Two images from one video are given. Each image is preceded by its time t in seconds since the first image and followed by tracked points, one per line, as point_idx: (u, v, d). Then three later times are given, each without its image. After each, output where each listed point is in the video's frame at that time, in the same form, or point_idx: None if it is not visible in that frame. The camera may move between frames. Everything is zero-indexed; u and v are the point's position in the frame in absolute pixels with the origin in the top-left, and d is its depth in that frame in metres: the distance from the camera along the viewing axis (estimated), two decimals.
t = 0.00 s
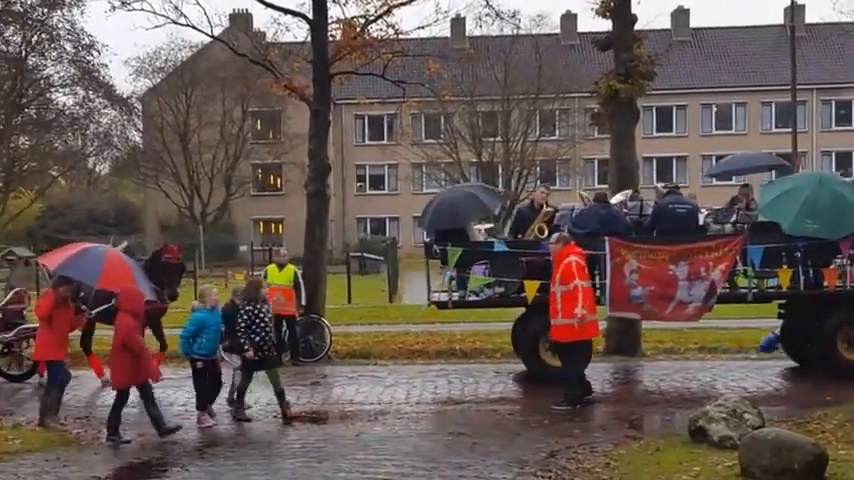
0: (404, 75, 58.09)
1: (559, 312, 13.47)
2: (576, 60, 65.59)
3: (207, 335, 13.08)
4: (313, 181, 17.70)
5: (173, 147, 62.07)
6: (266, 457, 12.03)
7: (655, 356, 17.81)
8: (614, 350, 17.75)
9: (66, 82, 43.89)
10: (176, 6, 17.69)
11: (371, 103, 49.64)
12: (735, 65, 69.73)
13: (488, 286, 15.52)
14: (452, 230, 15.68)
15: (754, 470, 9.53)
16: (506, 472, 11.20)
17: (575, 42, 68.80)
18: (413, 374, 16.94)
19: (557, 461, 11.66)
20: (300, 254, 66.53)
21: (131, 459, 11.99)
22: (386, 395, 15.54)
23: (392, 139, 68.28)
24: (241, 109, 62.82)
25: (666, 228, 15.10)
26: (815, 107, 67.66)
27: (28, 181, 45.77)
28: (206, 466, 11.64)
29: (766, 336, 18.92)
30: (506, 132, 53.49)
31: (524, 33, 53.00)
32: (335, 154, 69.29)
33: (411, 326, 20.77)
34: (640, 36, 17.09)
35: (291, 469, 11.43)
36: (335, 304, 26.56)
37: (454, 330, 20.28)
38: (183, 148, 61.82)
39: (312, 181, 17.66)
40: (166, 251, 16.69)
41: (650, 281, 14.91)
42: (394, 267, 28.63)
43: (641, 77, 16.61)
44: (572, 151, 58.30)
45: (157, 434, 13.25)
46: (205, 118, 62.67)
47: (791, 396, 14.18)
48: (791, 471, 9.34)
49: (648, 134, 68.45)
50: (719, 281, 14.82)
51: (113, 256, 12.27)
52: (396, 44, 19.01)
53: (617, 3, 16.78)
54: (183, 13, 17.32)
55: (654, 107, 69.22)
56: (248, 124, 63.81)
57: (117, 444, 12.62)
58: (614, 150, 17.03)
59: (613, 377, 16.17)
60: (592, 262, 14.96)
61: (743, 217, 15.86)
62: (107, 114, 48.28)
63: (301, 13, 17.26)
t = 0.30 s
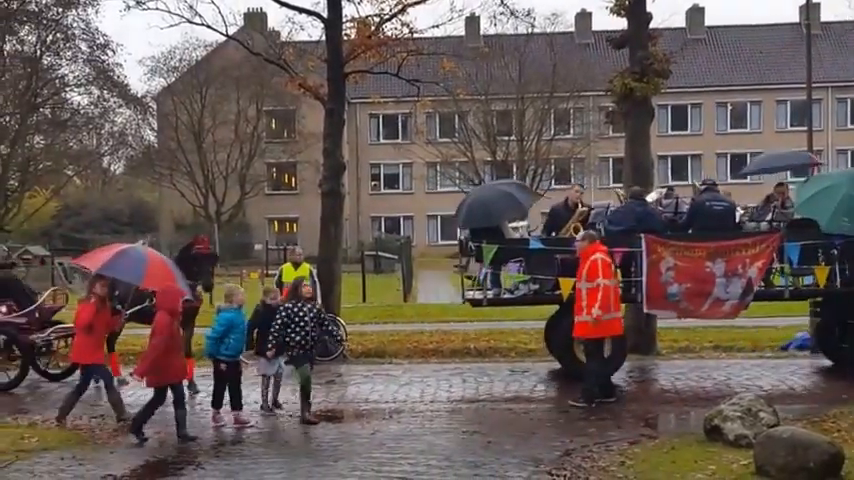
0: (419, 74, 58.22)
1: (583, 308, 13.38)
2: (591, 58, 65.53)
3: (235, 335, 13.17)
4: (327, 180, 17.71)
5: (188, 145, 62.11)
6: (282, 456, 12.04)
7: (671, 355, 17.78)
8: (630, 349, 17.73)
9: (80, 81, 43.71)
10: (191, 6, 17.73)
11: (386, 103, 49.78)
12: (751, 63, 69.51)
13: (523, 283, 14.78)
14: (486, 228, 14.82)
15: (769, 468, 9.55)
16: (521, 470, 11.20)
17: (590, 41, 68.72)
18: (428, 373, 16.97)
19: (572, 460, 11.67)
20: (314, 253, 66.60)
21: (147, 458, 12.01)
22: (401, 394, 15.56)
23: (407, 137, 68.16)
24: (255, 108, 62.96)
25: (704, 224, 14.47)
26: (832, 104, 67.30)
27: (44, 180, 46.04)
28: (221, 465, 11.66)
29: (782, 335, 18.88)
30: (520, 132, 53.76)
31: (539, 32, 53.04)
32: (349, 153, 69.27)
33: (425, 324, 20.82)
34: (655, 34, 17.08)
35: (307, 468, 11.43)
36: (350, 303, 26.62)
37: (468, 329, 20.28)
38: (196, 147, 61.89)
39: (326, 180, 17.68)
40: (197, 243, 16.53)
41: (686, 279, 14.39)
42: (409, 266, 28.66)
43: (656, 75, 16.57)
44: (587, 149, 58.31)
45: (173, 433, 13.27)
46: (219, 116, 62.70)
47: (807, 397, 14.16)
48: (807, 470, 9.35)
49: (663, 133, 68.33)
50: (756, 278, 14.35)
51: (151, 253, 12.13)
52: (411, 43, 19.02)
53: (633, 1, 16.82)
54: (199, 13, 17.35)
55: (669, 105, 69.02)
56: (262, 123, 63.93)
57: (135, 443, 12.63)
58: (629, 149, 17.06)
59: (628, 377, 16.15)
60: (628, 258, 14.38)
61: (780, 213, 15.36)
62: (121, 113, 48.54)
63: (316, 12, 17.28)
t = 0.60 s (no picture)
0: (432, 73, 58.23)
1: (604, 304, 13.35)
2: (604, 57, 65.40)
3: (265, 333, 13.22)
4: (340, 179, 17.73)
5: (202, 144, 62.06)
6: (296, 454, 12.05)
7: (683, 353, 17.79)
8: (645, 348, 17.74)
9: (94, 81, 43.76)
10: (204, 5, 17.75)
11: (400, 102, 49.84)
12: (765, 62, 69.28)
13: (556, 281, 14.71)
14: (520, 225, 14.69)
15: (784, 467, 9.56)
16: (535, 469, 11.18)
17: (603, 40, 68.65)
18: (442, 371, 17.00)
19: (585, 458, 11.65)
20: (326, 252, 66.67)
21: (161, 456, 12.01)
22: (415, 392, 15.57)
23: (420, 136, 68.08)
24: (268, 108, 63.01)
25: (740, 221, 14.42)
26: (847, 103, 67.07)
27: (57, 179, 46.05)
28: (235, 463, 11.67)
29: (795, 334, 18.89)
30: (534, 130, 53.85)
31: (552, 31, 53.00)
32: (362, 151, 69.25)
33: (438, 323, 20.86)
34: (669, 33, 17.09)
35: (321, 466, 11.45)
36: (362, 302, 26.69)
37: (480, 327, 20.31)
38: (209, 145, 61.89)
39: (340, 179, 17.69)
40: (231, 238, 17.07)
41: (721, 276, 14.35)
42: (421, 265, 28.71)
43: (670, 73, 16.52)
44: (600, 148, 58.39)
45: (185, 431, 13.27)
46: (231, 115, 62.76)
47: (821, 397, 14.13)
48: (821, 469, 9.37)
49: (676, 131, 68.27)
50: (793, 276, 14.24)
51: (194, 243, 12.72)
52: (424, 41, 19.01)
53: None
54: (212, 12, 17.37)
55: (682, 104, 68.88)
56: (276, 122, 64.00)
57: (149, 442, 12.65)
58: (643, 148, 17.09)
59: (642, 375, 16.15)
60: (663, 256, 14.33)
61: (814, 213, 15.29)
62: (135, 112, 48.56)
63: (329, 11, 17.30)
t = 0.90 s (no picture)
0: (444, 72, 58.33)
1: (623, 302, 13.41)
2: (616, 56, 65.36)
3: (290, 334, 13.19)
4: (351, 178, 17.74)
5: (213, 143, 62.08)
6: (307, 453, 12.02)
7: (696, 353, 17.75)
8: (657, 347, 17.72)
9: (106, 80, 43.95)
10: (215, 4, 17.77)
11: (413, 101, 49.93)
12: (778, 60, 69.10)
13: (588, 279, 14.70)
14: (553, 223, 14.80)
15: (796, 466, 9.54)
16: (547, 467, 11.13)
17: (615, 38, 68.62)
18: (454, 370, 16.99)
19: (597, 457, 11.60)
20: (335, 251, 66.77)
21: (172, 454, 11.99)
22: (427, 392, 15.56)
23: (432, 135, 68.03)
24: (279, 107, 63.12)
25: (774, 220, 14.38)
26: None
27: (68, 178, 46.08)
28: (247, 461, 11.63)
29: (808, 333, 18.86)
30: (545, 129, 54.05)
31: (564, 29, 53.06)
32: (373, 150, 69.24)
33: (449, 322, 20.87)
34: (681, 32, 17.08)
35: (332, 464, 11.41)
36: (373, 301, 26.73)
37: (492, 327, 20.31)
38: (220, 144, 61.96)
39: (351, 178, 17.68)
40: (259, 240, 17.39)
41: (756, 275, 14.32)
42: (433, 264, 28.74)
43: (682, 72, 16.51)
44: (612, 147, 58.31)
45: (197, 430, 13.25)
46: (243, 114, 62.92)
47: (834, 396, 14.10)
48: (833, 467, 9.37)
49: (688, 130, 68.18)
50: (827, 275, 14.26)
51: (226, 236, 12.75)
52: (435, 40, 19.00)
53: None
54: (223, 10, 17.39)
55: (694, 103, 68.73)
56: (288, 121, 64.05)
57: (160, 441, 12.62)
58: (655, 145, 17.15)
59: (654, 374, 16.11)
60: (696, 254, 14.38)
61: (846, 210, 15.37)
62: (147, 111, 48.92)
63: (340, 10, 17.32)
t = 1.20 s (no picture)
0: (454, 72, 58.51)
1: (648, 303, 13.54)
2: (627, 55, 65.38)
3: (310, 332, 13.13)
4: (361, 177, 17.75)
5: (223, 143, 62.11)
6: (316, 451, 12.00)
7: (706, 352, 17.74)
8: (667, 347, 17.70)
9: (116, 79, 44.04)
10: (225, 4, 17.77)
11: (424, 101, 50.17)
12: (788, 59, 69.02)
13: (618, 278, 14.68)
14: (584, 222, 14.82)
15: (806, 464, 9.54)
16: (556, 467, 11.12)
17: (625, 37, 68.69)
18: (463, 370, 16.99)
19: (607, 456, 11.58)
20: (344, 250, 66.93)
21: (181, 453, 11.97)
22: (436, 391, 15.55)
23: (441, 135, 68.01)
24: (289, 106, 63.21)
25: (807, 219, 14.42)
26: None
27: (78, 178, 46.17)
28: (257, 460, 11.62)
29: (818, 333, 18.82)
30: (555, 128, 54.50)
31: (573, 28, 53.30)
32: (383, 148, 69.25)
33: (458, 321, 20.89)
34: (691, 30, 17.07)
35: (342, 463, 11.40)
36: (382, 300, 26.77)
37: (501, 326, 20.32)
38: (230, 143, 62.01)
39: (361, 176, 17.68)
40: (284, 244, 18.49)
41: (788, 275, 14.37)
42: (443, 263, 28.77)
43: (692, 72, 16.49)
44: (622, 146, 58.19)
45: (206, 429, 13.23)
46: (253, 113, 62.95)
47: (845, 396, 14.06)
48: (843, 466, 9.36)
49: (698, 129, 68.17)
50: None
51: (247, 227, 12.91)
52: (445, 39, 19.00)
53: None
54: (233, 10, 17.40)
55: (704, 102, 68.66)
56: (297, 120, 64.16)
57: (169, 440, 12.61)
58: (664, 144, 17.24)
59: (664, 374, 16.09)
60: (728, 253, 14.36)
61: None
62: (157, 110, 49.10)
63: (349, 9, 17.33)
